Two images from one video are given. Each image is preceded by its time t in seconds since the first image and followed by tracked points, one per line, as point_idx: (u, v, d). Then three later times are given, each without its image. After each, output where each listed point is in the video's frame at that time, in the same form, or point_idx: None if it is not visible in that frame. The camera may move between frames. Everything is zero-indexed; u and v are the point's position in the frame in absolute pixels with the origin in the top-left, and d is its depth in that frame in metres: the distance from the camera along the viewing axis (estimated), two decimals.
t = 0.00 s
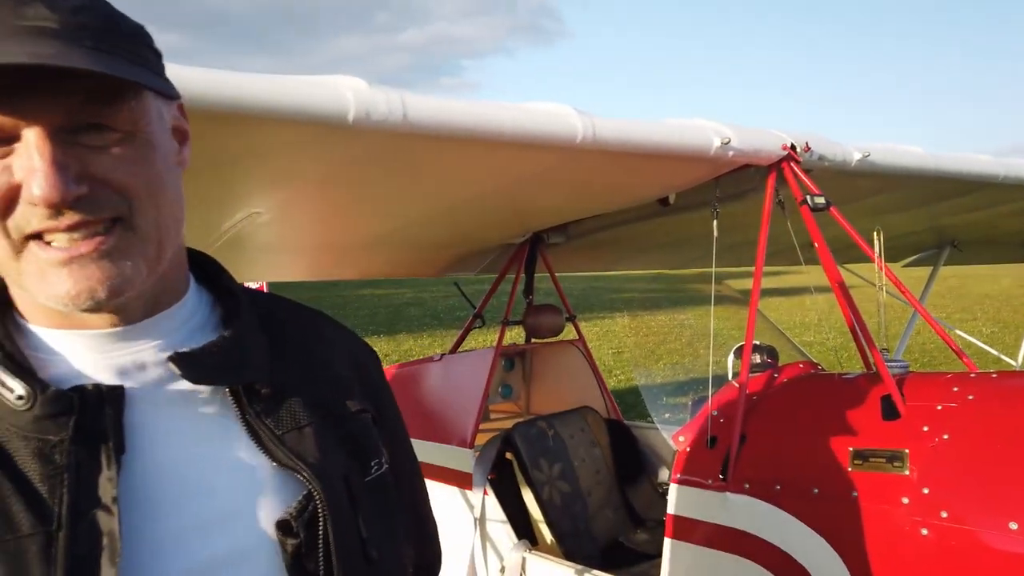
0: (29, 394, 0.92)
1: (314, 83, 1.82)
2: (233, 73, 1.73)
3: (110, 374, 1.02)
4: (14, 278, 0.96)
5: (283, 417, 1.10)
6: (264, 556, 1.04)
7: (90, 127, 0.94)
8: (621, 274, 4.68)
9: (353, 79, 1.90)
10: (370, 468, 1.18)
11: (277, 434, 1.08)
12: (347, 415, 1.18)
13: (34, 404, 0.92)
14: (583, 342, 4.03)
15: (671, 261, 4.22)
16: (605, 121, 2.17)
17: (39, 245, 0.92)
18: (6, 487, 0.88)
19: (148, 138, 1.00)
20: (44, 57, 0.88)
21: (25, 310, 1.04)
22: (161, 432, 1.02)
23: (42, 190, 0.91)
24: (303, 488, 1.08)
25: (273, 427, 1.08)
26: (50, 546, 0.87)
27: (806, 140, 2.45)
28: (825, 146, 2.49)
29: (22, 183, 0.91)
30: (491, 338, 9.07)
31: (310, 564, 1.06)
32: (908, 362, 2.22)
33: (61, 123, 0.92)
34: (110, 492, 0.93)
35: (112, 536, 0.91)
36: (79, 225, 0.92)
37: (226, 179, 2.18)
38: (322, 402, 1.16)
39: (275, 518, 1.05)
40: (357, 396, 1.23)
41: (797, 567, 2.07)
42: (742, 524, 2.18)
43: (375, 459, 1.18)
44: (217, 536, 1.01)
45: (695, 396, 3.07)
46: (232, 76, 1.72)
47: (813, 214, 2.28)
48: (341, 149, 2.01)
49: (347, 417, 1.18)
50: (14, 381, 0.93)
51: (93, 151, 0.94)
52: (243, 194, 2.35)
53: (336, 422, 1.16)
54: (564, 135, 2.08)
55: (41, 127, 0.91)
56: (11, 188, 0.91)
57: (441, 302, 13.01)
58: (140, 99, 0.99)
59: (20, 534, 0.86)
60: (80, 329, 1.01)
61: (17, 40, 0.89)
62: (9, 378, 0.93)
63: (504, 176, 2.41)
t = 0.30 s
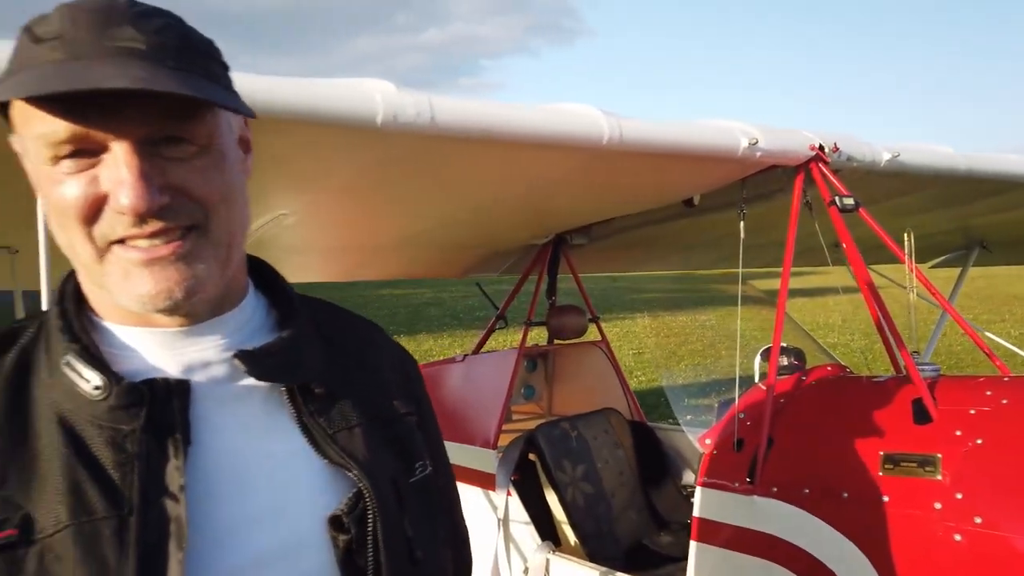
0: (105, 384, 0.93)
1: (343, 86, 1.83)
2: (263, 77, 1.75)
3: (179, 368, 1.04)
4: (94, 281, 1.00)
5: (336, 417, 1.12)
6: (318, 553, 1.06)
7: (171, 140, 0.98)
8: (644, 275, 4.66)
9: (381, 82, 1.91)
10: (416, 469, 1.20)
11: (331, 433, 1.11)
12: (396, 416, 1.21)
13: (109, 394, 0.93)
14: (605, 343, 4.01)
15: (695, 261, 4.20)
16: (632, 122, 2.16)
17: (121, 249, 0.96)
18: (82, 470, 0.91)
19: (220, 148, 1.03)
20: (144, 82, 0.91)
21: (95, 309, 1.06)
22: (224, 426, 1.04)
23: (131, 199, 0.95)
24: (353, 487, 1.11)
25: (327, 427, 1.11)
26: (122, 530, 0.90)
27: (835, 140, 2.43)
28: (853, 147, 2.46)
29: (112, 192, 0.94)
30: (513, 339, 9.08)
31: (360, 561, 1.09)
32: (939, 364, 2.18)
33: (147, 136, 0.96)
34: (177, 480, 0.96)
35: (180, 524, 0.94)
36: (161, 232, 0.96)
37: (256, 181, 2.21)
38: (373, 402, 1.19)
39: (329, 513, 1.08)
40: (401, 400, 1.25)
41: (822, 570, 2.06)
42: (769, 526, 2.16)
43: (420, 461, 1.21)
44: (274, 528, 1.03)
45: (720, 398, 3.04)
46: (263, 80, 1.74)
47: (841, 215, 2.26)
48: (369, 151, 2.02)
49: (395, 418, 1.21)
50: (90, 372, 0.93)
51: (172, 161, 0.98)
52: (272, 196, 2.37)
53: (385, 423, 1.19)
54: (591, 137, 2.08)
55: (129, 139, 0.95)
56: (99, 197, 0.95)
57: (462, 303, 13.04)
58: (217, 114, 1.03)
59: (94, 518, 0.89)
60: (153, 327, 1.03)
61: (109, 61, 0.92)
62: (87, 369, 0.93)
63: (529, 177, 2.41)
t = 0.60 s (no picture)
0: (213, 363, 0.94)
1: (366, 85, 1.83)
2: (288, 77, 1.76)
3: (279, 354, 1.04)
4: (211, 281, 1.02)
5: (412, 406, 1.12)
6: (395, 534, 1.06)
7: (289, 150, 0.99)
8: (664, 275, 4.64)
9: (404, 81, 1.91)
10: (481, 462, 1.21)
11: (408, 422, 1.11)
12: (462, 411, 1.22)
13: (216, 372, 0.94)
14: (626, 343, 3.98)
15: (717, 261, 4.17)
16: (655, 120, 2.15)
17: (240, 251, 0.97)
18: (190, 440, 0.92)
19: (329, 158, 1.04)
20: (279, 104, 0.92)
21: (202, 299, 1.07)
22: (310, 406, 1.04)
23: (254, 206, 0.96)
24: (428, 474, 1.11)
25: (404, 415, 1.11)
26: (227, 497, 0.91)
27: (861, 138, 2.40)
28: (880, 145, 2.43)
29: (236, 198, 0.96)
30: (531, 339, 9.08)
31: (434, 545, 1.08)
32: (968, 365, 2.13)
33: (269, 147, 0.97)
34: (274, 454, 0.96)
35: (277, 496, 0.94)
36: (279, 237, 0.98)
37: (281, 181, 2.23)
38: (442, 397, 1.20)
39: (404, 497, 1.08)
40: (469, 396, 1.26)
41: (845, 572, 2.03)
42: (792, 528, 2.14)
43: (485, 454, 1.22)
44: (353, 509, 1.03)
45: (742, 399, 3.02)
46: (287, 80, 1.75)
47: (868, 214, 2.23)
48: (392, 151, 2.03)
49: (461, 413, 1.22)
50: (198, 352, 0.95)
51: (290, 169, 0.99)
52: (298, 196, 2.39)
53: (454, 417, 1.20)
54: (613, 135, 2.07)
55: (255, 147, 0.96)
56: (223, 202, 0.96)
57: (481, 303, 13.05)
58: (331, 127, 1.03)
59: (202, 485, 0.90)
60: (255, 319, 1.03)
61: (241, 78, 0.94)
62: (195, 348, 0.95)
63: (551, 176, 2.40)
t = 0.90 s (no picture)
0: (316, 344, 1.04)
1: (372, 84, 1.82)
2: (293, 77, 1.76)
3: (375, 339, 1.14)
4: (318, 268, 1.12)
5: (488, 395, 1.21)
6: (474, 508, 1.14)
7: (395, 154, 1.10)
8: (673, 275, 4.62)
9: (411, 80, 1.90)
10: (549, 449, 1.29)
11: (484, 408, 1.19)
12: (533, 401, 1.30)
13: (320, 351, 1.03)
14: (634, 343, 3.97)
15: (727, 260, 4.15)
16: (664, 119, 2.14)
17: (350, 242, 1.08)
18: (297, 412, 1.02)
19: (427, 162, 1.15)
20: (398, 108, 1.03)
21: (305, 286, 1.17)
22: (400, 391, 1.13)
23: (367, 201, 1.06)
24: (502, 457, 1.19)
25: (480, 402, 1.19)
26: (331, 463, 0.99)
27: (872, 136, 2.38)
28: (891, 143, 2.41)
29: (351, 194, 1.06)
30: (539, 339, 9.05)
31: (508, 521, 1.15)
32: (980, 365, 2.11)
33: (381, 150, 1.07)
34: (370, 429, 1.05)
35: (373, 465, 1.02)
36: (385, 230, 1.08)
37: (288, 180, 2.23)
38: (514, 387, 1.28)
39: (483, 478, 1.15)
40: (538, 387, 1.35)
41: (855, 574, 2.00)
42: (802, 530, 2.12)
43: (553, 442, 1.30)
44: (439, 484, 1.11)
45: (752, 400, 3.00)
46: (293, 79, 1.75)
47: (879, 213, 2.20)
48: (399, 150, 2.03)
49: (531, 403, 1.30)
50: (304, 333, 1.04)
51: (396, 170, 1.09)
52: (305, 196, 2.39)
53: (524, 406, 1.28)
54: (621, 133, 2.06)
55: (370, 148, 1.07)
56: (338, 197, 1.07)
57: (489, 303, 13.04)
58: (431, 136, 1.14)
59: (309, 452, 0.99)
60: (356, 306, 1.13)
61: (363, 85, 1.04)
62: (301, 330, 1.05)
63: (560, 176, 2.39)
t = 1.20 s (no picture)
0: (377, 331, 1.23)
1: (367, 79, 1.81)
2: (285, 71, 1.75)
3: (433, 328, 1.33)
4: (389, 251, 1.29)
5: (535, 387, 1.36)
6: (516, 486, 1.28)
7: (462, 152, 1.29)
8: (676, 273, 4.60)
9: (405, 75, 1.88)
10: (592, 439, 1.44)
11: (532, 399, 1.34)
12: (579, 393, 1.45)
13: (380, 338, 1.23)
14: (635, 342, 3.95)
15: (729, 259, 4.13)
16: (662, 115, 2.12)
17: (420, 230, 1.25)
18: (358, 393, 1.21)
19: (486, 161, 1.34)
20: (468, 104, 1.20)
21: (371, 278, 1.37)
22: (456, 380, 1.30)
23: (440, 192, 1.24)
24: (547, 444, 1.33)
25: (528, 393, 1.34)
26: (387, 438, 1.18)
27: (874, 132, 2.36)
28: (893, 139, 2.39)
29: (424, 186, 1.24)
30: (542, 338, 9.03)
31: (550, 504, 1.29)
32: (983, 365, 2.09)
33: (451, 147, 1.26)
34: (423, 409, 1.23)
35: (426, 442, 1.20)
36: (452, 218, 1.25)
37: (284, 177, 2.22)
38: (559, 381, 1.43)
39: (527, 463, 1.29)
40: (584, 381, 1.49)
41: None
42: (803, 532, 2.10)
43: (597, 432, 1.45)
44: (488, 465, 1.26)
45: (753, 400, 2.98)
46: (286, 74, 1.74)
47: (881, 210, 2.18)
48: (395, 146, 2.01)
49: (577, 395, 1.44)
50: (368, 321, 1.24)
51: (464, 166, 1.28)
52: (302, 194, 2.38)
53: (569, 398, 1.43)
54: (620, 130, 2.04)
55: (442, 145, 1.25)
56: (413, 189, 1.25)
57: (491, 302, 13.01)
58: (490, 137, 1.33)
59: (368, 428, 1.18)
60: (419, 291, 1.32)
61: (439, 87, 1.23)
62: (364, 320, 1.24)
63: (559, 173, 2.38)
